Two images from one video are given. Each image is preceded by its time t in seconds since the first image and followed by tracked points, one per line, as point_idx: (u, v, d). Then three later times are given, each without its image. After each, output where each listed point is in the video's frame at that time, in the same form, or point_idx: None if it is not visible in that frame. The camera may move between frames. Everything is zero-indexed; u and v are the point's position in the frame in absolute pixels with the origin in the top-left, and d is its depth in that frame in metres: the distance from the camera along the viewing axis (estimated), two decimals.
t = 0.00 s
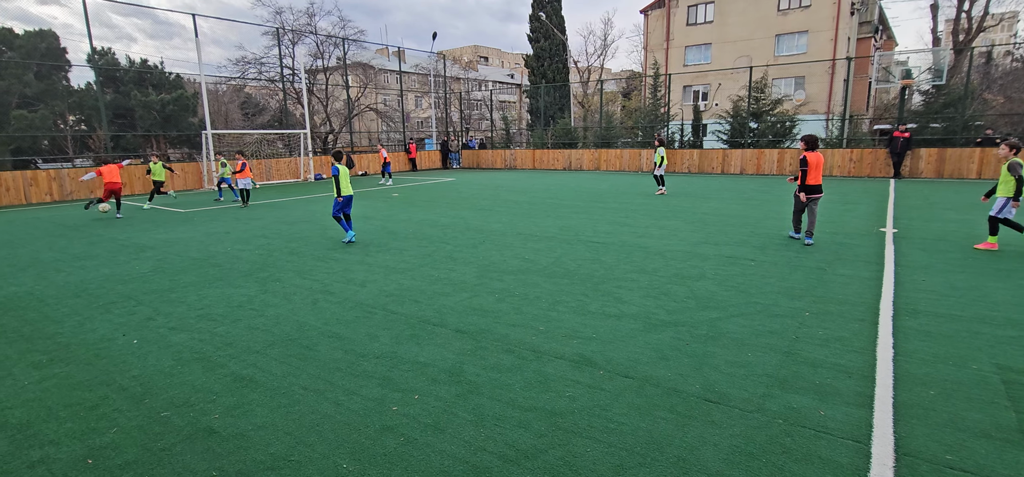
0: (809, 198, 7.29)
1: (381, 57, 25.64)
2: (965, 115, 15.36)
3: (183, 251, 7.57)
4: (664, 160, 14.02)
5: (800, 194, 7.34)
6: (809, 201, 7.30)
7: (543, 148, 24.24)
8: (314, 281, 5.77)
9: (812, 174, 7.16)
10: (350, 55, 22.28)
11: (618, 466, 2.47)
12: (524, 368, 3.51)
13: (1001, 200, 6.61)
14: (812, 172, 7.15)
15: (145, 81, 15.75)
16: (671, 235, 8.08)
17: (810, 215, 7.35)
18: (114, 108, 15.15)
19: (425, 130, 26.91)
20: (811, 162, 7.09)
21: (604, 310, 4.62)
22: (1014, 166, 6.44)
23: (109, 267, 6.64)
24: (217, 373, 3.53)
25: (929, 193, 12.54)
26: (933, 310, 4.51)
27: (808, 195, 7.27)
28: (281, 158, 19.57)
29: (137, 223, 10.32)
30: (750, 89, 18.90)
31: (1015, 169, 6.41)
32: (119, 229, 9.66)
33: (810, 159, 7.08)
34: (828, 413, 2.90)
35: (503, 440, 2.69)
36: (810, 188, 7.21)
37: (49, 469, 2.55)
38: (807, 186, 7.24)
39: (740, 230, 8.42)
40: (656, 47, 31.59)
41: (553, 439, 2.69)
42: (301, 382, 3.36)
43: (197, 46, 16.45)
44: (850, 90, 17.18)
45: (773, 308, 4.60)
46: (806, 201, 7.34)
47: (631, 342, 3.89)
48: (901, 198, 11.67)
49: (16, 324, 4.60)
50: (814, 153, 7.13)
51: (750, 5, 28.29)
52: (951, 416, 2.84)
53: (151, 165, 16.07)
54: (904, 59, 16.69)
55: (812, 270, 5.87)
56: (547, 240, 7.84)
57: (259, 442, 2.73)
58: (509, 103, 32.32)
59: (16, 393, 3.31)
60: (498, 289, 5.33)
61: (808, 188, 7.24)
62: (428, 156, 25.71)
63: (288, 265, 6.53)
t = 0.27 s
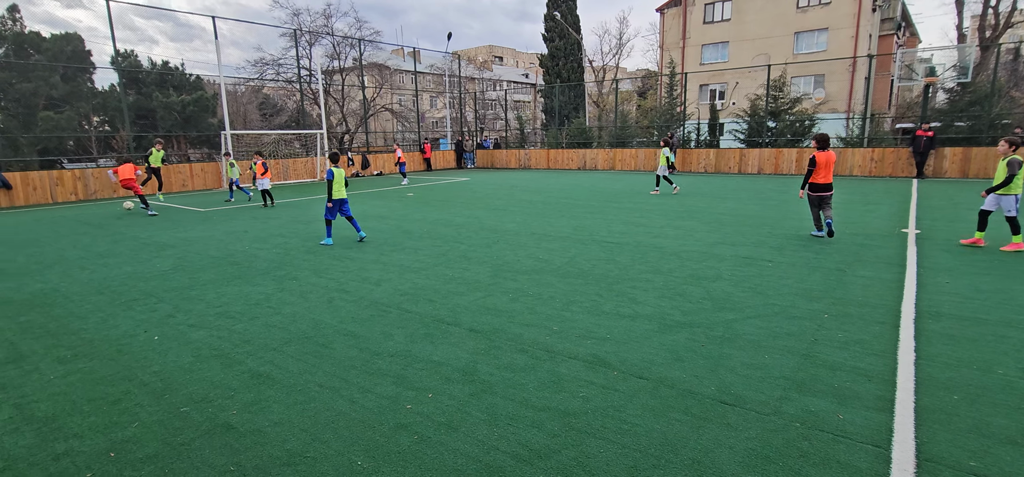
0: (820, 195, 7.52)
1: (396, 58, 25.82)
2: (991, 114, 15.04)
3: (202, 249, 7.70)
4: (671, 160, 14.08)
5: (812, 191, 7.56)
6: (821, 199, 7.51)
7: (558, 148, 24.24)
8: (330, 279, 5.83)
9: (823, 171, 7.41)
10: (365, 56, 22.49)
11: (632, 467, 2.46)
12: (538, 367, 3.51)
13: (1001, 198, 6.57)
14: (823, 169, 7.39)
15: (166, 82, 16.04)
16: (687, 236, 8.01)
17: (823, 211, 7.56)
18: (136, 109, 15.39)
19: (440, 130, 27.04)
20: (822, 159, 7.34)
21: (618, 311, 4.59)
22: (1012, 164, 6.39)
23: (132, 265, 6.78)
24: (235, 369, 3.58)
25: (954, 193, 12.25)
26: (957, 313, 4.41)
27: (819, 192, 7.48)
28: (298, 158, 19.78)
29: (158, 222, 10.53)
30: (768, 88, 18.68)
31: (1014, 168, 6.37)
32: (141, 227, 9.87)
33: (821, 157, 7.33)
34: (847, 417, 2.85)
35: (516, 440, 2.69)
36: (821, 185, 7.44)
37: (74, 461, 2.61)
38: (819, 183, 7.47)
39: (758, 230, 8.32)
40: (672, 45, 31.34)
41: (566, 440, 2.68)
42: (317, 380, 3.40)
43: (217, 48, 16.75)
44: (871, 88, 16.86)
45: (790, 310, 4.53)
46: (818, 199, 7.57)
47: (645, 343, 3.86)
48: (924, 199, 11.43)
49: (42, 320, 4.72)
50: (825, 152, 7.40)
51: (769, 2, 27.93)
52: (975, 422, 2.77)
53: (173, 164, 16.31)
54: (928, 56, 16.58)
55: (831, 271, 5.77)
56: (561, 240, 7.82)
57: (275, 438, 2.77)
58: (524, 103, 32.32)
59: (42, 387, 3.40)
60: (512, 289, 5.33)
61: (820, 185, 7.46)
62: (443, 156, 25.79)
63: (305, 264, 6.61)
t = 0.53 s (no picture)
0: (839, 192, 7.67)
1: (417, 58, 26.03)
2: None
3: (229, 247, 7.87)
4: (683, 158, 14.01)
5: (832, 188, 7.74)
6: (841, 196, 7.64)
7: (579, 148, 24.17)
8: (352, 278, 5.91)
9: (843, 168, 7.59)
10: (387, 57, 22.72)
11: (651, 470, 2.43)
12: (557, 368, 3.50)
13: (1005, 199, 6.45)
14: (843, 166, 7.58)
15: (195, 84, 16.38)
16: (709, 237, 7.90)
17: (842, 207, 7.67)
18: (166, 110, 15.94)
19: (460, 130, 27.17)
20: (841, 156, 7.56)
21: (638, 312, 4.55)
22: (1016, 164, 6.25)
23: (161, 262, 6.97)
24: (259, 365, 3.66)
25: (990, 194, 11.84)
26: (993, 318, 4.25)
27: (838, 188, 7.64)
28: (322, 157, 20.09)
29: (187, 220, 10.81)
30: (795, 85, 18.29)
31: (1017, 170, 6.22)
32: (170, 226, 10.13)
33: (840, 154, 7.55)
34: (875, 423, 2.77)
35: (534, 440, 2.69)
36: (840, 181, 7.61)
37: (106, 451, 2.70)
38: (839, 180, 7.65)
39: (783, 231, 8.15)
40: (695, 43, 30.93)
41: (584, 441, 2.67)
42: (338, 377, 3.45)
43: (244, 50, 17.11)
44: (903, 85, 16.39)
45: (816, 314, 4.43)
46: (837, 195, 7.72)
47: (666, 345, 3.82)
48: (958, 200, 11.07)
49: (77, 314, 4.89)
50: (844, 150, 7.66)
51: None
52: (1012, 431, 2.67)
53: (201, 164, 16.75)
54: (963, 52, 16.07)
55: (859, 274, 5.63)
56: (581, 240, 7.79)
57: (297, 433, 2.81)
58: (544, 102, 32.26)
59: (75, 379, 3.52)
60: (531, 288, 5.33)
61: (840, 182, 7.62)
62: (464, 156, 25.90)
63: (327, 262, 6.71)
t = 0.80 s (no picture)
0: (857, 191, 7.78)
1: (440, 59, 26.19)
2: None
3: (256, 245, 8.05)
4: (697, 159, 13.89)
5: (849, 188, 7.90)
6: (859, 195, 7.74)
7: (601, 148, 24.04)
8: (374, 276, 5.98)
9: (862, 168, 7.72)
10: (410, 58, 22.92)
11: (672, 474, 2.40)
12: (577, 369, 3.48)
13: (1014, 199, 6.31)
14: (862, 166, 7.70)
15: (224, 86, 16.74)
16: (734, 238, 7.77)
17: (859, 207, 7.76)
18: (197, 111, 16.36)
19: (482, 130, 27.28)
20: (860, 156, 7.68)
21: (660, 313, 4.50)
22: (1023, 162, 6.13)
23: (191, 259, 7.16)
24: (283, 361, 3.73)
25: None
26: None
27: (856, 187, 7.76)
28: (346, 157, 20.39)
29: (216, 219, 11.08)
30: (824, 84, 17.87)
31: None
32: (200, 224, 10.42)
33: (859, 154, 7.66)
34: (905, 431, 2.69)
35: (554, 440, 2.68)
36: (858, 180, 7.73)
37: (137, 442, 2.78)
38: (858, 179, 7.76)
39: (810, 233, 7.97)
40: (721, 41, 30.42)
41: (604, 442, 2.65)
42: (360, 374, 3.49)
43: (271, 52, 17.46)
44: (939, 82, 15.87)
45: (844, 317, 4.32)
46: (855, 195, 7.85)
47: (688, 347, 3.77)
48: (997, 202, 10.67)
49: (111, 309, 5.05)
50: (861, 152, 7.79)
51: None
52: None
53: (229, 164, 17.14)
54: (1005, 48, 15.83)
55: (891, 277, 5.47)
56: (603, 241, 7.74)
57: (320, 428, 2.86)
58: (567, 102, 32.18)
59: (110, 372, 3.64)
60: (552, 289, 5.32)
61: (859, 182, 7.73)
62: (486, 156, 25.97)
63: (350, 261, 6.80)
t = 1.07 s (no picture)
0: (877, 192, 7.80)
1: (464, 59, 26.32)
2: None
3: (282, 243, 8.20)
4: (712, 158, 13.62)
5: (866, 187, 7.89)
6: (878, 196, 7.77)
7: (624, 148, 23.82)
8: (397, 275, 6.04)
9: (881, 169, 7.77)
10: (434, 58, 23.10)
11: None
12: (597, 370, 3.46)
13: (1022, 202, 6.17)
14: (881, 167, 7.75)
15: (254, 87, 17.25)
16: (760, 240, 7.61)
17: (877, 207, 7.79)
18: (227, 112, 16.83)
19: (505, 130, 27.33)
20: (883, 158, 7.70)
21: (683, 316, 4.44)
22: None
23: (221, 256, 7.35)
24: (308, 356, 3.80)
25: None
26: None
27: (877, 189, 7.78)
28: (370, 157, 20.63)
29: (245, 217, 11.34)
30: (857, 82, 17.39)
31: None
32: (229, 222, 10.67)
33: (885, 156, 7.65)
34: (939, 441, 2.59)
35: (573, 441, 2.66)
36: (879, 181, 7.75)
37: (167, 432, 2.87)
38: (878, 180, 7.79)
39: (841, 235, 7.76)
40: (749, 39, 29.83)
41: (625, 445, 2.62)
42: (382, 371, 3.53)
43: (298, 53, 17.83)
44: (979, 79, 15.27)
45: (875, 323, 4.19)
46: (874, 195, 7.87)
47: (712, 350, 3.71)
48: None
49: (144, 304, 5.21)
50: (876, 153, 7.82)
51: None
52: None
53: (258, 163, 17.54)
54: None
55: (925, 282, 5.28)
56: (625, 242, 7.67)
57: (343, 423, 2.90)
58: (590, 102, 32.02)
59: (142, 364, 3.76)
60: (573, 289, 5.29)
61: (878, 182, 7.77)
62: (508, 156, 26.00)
63: (374, 259, 6.88)
